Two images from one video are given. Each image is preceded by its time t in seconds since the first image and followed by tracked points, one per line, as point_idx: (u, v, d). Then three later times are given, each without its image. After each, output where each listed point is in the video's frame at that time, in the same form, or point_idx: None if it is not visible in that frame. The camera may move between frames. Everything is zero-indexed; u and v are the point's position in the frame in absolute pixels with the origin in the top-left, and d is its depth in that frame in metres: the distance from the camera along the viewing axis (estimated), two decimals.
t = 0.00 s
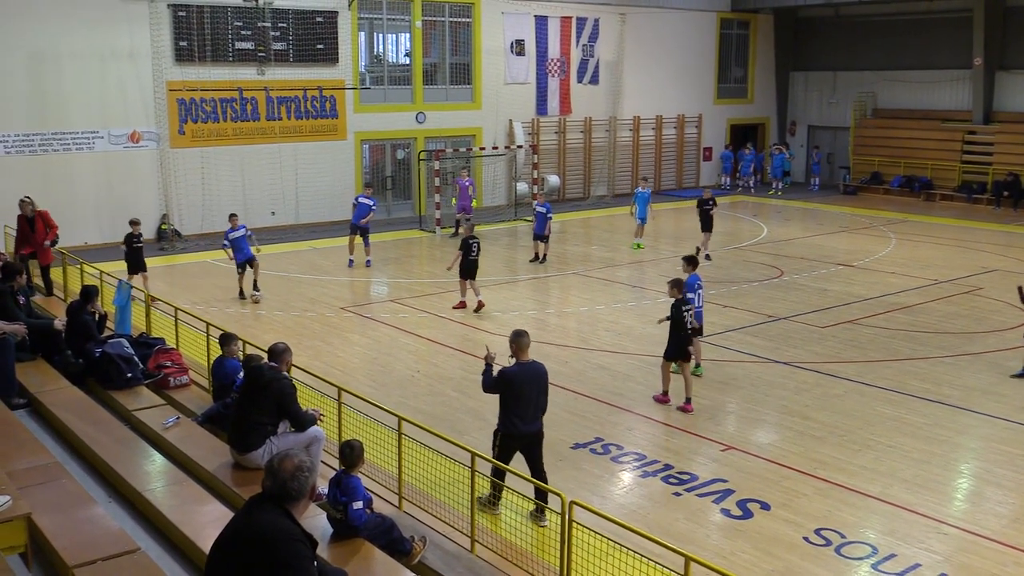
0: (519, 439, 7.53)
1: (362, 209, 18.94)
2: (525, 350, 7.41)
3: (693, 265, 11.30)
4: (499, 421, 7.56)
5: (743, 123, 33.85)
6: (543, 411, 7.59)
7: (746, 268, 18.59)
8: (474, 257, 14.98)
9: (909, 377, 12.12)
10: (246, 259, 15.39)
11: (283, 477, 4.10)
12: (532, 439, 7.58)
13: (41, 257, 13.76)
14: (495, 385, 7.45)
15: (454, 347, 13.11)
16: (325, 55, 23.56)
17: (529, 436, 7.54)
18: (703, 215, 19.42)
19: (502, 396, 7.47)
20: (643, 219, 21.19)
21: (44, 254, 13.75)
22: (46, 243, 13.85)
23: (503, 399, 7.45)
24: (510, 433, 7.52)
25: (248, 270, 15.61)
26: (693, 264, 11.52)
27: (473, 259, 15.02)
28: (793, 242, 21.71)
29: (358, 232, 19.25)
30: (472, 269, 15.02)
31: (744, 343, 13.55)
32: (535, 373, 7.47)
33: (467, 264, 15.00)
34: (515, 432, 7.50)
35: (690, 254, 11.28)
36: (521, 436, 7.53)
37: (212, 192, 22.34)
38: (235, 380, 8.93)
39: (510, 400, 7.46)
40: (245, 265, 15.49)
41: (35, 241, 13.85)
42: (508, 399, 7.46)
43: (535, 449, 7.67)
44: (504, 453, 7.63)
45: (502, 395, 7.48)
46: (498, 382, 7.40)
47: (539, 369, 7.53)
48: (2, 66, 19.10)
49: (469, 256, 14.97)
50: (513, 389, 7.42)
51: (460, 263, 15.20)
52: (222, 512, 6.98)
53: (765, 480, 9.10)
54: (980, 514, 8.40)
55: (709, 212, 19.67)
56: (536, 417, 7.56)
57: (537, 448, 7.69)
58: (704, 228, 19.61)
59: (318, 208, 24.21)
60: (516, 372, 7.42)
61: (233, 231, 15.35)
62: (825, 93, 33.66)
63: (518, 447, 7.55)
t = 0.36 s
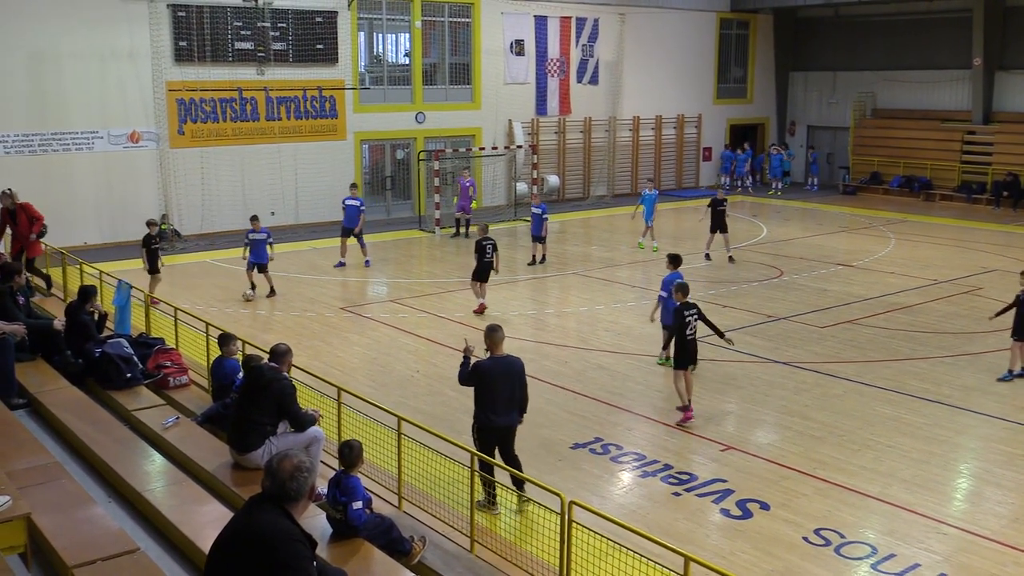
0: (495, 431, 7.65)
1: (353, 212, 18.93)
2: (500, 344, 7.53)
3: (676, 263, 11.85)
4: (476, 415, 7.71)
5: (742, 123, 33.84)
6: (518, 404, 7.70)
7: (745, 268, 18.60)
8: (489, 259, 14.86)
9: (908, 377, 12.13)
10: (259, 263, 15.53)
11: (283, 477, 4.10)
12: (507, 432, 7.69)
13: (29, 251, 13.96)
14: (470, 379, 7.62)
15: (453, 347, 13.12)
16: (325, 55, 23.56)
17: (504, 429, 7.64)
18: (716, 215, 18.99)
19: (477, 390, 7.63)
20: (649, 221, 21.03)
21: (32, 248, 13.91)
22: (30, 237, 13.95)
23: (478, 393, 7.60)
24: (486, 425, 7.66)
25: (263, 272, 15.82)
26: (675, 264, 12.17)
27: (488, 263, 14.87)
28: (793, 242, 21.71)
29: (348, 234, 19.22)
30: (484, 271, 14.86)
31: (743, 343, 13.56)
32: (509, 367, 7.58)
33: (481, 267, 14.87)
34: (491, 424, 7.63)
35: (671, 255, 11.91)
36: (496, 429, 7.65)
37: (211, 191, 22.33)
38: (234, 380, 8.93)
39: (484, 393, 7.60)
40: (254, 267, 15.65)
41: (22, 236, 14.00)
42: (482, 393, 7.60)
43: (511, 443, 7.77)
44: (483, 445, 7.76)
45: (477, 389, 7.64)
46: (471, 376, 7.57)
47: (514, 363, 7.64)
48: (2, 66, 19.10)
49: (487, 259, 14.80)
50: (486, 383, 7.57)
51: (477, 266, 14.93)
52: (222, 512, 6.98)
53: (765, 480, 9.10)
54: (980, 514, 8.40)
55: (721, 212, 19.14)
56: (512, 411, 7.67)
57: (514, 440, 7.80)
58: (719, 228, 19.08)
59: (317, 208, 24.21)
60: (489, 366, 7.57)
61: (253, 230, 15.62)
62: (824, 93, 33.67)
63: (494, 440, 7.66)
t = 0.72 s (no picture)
0: (481, 425, 7.70)
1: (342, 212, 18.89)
2: (484, 341, 7.58)
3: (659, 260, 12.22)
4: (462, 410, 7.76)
5: (742, 123, 33.85)
6: (503, 398, 7.74)
7: (744, 268, 18.61)
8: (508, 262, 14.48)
9: (908, 377, 12.13)
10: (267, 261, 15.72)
11: (282, 477, 4.10)
12: (492, 425, 7.74)
13: (15, 246, 13.98)
14: (455, 374, 7.68)
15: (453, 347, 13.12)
16: (325, 56, 23.56)
17: (488, 423, 7.68)
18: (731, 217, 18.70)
19: (463, 385, 7.68)
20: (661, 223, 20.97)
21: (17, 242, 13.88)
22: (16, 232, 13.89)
23: (462, 387, 7.65)
24: (473, 421, 7.71)
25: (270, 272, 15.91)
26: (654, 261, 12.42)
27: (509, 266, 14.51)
28: (793, 242, 21.71)
29: (342, 234, 19.18)
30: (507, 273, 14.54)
31: (743, 343, 13.57)
32: (492, 362, 7.63)
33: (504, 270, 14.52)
34: (476, 419, 7.68)
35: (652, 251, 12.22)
36: (483, 424, 7.69)
37: (211, 191, 22.33)
38: (234, 380, 8.92)
39: (471, 389, 7.66)
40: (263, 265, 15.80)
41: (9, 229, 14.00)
42: (467, 387, 7.65)
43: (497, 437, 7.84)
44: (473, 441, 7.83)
45: (461, 384, 7.70)
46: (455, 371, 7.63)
47: (497, 357, 7.68)
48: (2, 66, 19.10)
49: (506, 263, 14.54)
50: (471, 378, 7.62)
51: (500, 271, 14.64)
52: (222, 512, 6.98)
53: (765, 479, 9.10)
54: (980, 514, 8.40)
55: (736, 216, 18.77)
56: (497, 404, 7.71)
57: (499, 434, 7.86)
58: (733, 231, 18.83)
59: (316, 208, 24.21)
60: (474, 361, 7.63)
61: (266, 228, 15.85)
62: (824, 93, 33.66)
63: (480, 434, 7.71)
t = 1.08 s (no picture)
0: (466, 417, 7.98)
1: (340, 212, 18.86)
2: (473, 332, 7.89)
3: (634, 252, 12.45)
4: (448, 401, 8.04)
5: (742, 123, 33.84)
6: (488, 391, 8.04)
7: (745, 267, 18.58)
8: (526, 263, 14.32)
9: (908, 377, 12.12)
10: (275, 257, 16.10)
11: (282, 478, 4.10)
12: (477, 417, 8.02)
13: None
14: (444, 367, 7.96)
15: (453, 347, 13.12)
16: (325, 55, 23.55)
17: (474, 414, 7.97)
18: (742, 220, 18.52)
19: (452, 376, 7.95)
20: (671, 223, 20.82)
21: None
22: None
23: (451, 380, 7.93)
24: (459, 412, 7.98)
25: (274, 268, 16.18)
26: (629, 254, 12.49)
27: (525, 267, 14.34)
28: (794, 241, 21.69)
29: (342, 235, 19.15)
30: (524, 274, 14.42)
31: (743, 343, 13.55)
32: (481, 356, 7.94)
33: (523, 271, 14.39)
34: (462, 411, 7.96)
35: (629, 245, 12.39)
36: (468, 415, 7.98)
37: (211, 191, 22.33)
38: (234, 380, 8.91)
39: (459, 379, 7.94)
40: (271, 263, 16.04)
41: None
42: (455, 380, 7.94)
43: (482, 426, 8.14)
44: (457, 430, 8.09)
45: (450, 376, 7.98)
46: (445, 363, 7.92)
47: (485, 352, 7.99)
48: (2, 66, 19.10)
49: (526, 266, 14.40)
50: (460, 370, 7.91)
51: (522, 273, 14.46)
52: (222, 512, 6.98)
53: (765, 479, 9.09)
54: (981, 514, 8.39)
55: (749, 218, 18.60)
56: (482, 397, 8.01)
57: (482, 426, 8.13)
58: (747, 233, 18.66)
59: (316, 208, 24.19)
60: (463, 353, 7.91)
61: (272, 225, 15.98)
62: (824, 92, 33.64)
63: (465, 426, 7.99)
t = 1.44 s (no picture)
0: (450, 412, 8.08)
1: (344, 211, 18.87)
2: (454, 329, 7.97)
3: (605, 250, 12.55)
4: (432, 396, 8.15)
5: (742, 123, 33.86)
6: (472, 387, 8.14)
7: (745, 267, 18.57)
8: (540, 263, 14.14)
9: (908, 377, 12.11)
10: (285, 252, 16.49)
11: (283, 478, 4.10)
12: (461, 413, 8.12)
13: None
14: (428, 362, 8.05)
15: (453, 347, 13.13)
16: (325, 55, 23.56)
17: (457, 409, 8.07)
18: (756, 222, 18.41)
19: (435, 372, 8.04)
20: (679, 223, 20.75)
21: None
22: None
23: (434, 375, 8.02)
24: (443, 407, 8.09)
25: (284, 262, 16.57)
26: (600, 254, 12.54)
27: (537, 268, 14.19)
28: (794, 241, 21.69)
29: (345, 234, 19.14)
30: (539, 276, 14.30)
31: (744, 343, 13.55)
32: (464, 351, 8.01)
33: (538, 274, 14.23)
34: (446, 405, 8.06)
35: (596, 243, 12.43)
36: (452, 410, 8.09)
37: (211, 191, 22.33)
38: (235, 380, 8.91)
39: (442, 375, 8.03)
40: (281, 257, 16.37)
41: None
42: (438, 375, 8.03)
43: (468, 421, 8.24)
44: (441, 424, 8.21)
45: (434, 371, 8.08)
46: (429, 359, 8.01)
47: (468, 348, 8.07)
48: (2, 66, 19.11)
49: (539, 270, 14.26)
50: (442, 366, 8.00)
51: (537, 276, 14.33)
52: (222, 512, 6.97)
53: (765, 479, 9.09)
54: (981, 514, 8.39)
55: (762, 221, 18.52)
56: (465, 392, 8.10)
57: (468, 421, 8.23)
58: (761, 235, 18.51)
59: (316, 208, 24.19)
60: (446, 349, 7.99)
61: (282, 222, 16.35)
62: (825, 93, 33.65)
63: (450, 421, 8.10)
